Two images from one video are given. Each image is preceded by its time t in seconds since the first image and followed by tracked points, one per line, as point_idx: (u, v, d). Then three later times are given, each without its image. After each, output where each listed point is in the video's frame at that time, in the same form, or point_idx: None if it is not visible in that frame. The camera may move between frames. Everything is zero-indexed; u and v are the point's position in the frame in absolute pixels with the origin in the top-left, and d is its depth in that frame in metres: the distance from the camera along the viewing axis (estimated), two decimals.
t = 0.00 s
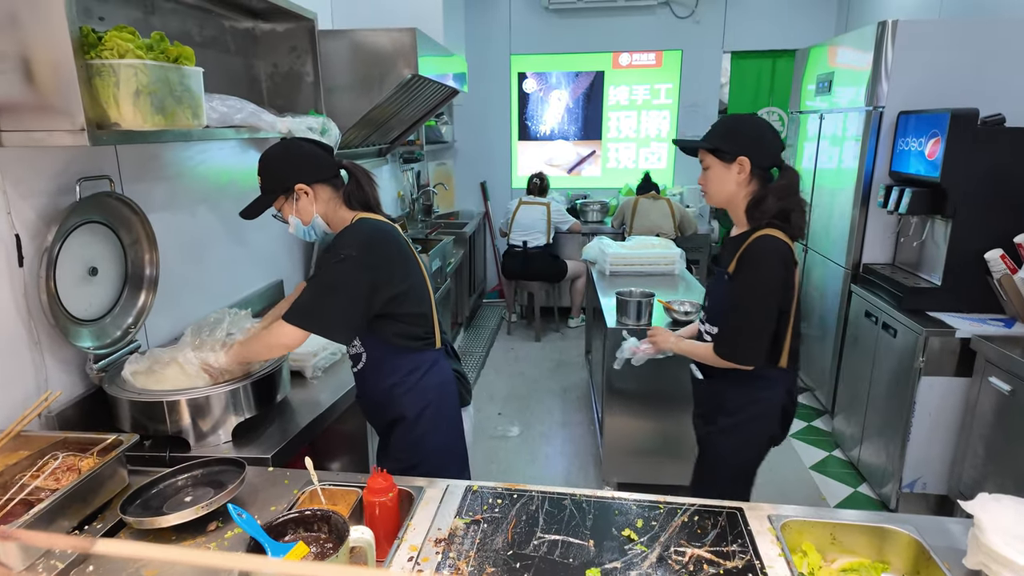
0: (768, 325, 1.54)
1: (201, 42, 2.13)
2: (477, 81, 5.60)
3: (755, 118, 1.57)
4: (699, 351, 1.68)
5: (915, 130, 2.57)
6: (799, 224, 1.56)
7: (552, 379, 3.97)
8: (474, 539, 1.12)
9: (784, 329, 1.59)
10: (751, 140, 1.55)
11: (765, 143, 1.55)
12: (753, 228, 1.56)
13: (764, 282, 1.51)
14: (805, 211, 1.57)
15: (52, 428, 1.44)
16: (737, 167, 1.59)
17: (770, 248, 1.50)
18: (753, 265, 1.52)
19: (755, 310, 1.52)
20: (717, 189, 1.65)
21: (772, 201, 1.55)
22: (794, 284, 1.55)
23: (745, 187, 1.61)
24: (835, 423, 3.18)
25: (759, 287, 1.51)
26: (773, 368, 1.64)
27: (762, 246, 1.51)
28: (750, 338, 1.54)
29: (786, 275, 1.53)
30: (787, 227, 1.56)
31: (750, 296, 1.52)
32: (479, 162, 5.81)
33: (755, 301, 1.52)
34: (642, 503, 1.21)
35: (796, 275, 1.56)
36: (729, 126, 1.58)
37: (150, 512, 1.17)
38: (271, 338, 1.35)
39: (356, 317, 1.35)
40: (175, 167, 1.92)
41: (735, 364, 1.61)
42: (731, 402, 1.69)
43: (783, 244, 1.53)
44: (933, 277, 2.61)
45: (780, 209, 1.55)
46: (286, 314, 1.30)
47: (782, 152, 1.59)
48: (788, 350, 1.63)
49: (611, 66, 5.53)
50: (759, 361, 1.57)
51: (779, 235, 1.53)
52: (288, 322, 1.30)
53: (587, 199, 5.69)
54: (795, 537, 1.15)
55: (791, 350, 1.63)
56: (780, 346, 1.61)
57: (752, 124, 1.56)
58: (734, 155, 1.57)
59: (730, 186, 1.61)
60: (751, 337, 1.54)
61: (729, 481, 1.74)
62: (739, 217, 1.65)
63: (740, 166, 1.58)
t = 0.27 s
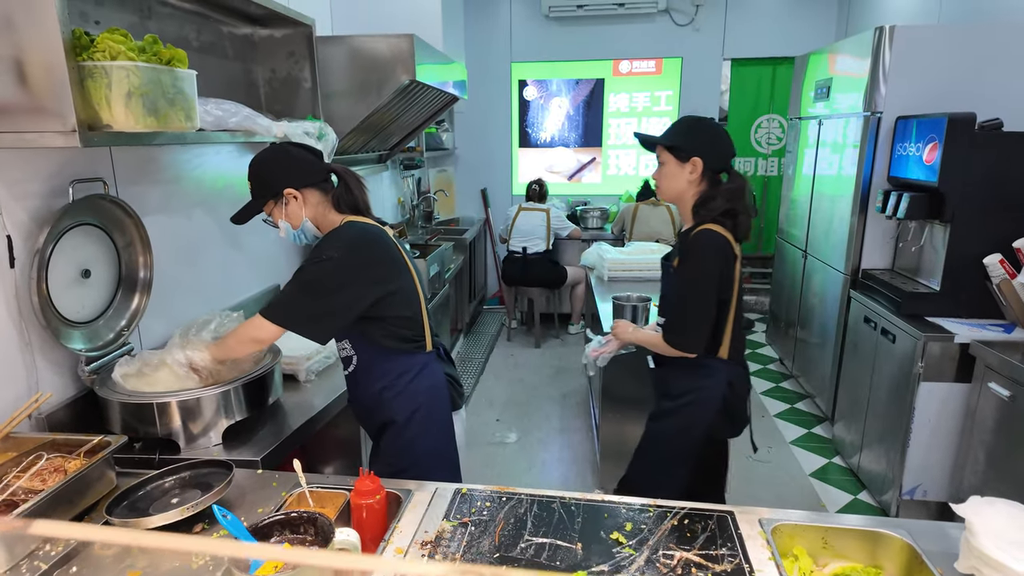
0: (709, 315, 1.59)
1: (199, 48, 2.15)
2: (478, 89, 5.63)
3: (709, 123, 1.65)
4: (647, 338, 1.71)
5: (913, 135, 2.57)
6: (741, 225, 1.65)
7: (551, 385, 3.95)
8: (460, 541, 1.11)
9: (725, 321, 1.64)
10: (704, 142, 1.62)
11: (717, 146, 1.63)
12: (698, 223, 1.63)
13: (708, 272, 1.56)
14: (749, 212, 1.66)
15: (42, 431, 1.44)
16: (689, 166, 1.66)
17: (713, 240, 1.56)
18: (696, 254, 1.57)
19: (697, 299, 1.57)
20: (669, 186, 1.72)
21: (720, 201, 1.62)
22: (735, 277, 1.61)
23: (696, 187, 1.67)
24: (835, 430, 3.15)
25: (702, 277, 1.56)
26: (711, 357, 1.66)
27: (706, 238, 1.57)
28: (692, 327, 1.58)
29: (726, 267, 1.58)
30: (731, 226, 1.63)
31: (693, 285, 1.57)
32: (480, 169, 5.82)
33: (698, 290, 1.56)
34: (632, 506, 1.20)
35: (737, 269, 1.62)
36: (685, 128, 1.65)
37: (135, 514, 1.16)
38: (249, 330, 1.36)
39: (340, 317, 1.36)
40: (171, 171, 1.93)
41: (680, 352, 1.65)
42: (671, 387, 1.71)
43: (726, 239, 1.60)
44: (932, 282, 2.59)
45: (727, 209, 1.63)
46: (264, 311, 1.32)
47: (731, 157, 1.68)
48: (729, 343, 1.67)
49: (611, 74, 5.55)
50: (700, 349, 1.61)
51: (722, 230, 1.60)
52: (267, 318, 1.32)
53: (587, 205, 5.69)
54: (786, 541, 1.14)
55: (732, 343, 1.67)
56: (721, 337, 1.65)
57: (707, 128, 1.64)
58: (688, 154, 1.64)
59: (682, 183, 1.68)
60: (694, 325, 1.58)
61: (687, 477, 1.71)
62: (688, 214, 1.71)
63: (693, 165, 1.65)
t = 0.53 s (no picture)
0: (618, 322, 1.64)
1: (192, 55, 2.19)
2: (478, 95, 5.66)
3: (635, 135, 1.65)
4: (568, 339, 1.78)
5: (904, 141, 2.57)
6: (663, 239, 1.66)
7: (547, 390, 3.96)
8: (431, 543, 1.12)
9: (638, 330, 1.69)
10: (626, 158, 1.64)
11: (638, 161, 1.65)
12: (619, 236, 1.67)
13: (618, 281, 1.62)
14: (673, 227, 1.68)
15: (30, 431, 1.47)
16: (614, 180, 1.68)
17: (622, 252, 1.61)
18: (608, 267, 1.63)
19: (606, 305, 1.63)
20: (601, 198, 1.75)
21: (641, 215, 1.65)
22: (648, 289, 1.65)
23: (621, 199, 1.70)
24: (830, 436, 3.14)
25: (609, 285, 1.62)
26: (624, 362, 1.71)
27: (621, 252, 1.62)
28: (601, 332, 1.65)
29: (640, 281, 1.63)
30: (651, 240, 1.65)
31: (603, 292, 1.63)
32: (481, 174, 5.85)
33: (605, 297, 1.63)
34: (603, 510, 1.21)
35: (651, 283, 1.65)
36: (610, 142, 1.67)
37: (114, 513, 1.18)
38: (227, 326, 1.39)
39: (319, 316, 1.39)
40: (164, 176, 1.96)
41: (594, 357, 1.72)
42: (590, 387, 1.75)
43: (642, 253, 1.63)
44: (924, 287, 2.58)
45: (647, 223, 1.65)
46: (242, 305, 1.35)
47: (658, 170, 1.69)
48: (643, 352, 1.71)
49: (610, 80, 5.58)
50: (612, 355, 1.68)
51: (639, 244, 1.64)
52: (247, 316, 1.35)
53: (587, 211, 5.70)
54: (755, 545, 1.15)
55: (648, 353, 1.71)
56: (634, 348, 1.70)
57: (630, 141, 1.65)
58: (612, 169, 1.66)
59: (608, 197, 1.70)
60: (602, 330, 1.64)
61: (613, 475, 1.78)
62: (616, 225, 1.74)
63: (616, 180, 1.67)
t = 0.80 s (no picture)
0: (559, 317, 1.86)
1: (207, 63, 2.25)
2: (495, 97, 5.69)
3: (571, 141, 1.83)
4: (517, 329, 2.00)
5: (920, 145, 2.52)
6: (600, 238, 1.87)
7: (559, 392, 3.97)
8: (421, 542, 1.15)
9: (578, 324, 1.91)
10: (565, 163, 1.83)
11: (576, 166, 1.83)
12: (563, 237, 1.87)
13: (558, 280, 1.83)
14: (609, 226, 1.88)
15: (47, 426, 1.53)
16: (555, 183, 1.88)
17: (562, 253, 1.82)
18: (551, 266, 1.84)
19: (547, 301, 1.84)
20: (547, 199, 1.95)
21: (580, 216, 1.86)
22: (587, 286, 1.86)
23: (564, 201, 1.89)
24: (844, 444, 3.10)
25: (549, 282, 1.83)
26: (567, 355, 1.96)
27: (562, 253, 1.83)
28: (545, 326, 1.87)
29: (579, 279, 1.85)
30: (589, 239, 1.86)
31: (545, 289, 1.84)
32: (498, 176, 5.88)
33: (546, 294, 1.84)
34: (593, 514, 1.22)
35: (588, 279, 1.86)
36: (549, 149, 1.85)
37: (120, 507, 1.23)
38: (229, 329, 1.45)
39: (317, 319, 1.44)
40: (180, 181, 2.03)
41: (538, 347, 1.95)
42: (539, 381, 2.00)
43: (581, 252, 1.84)
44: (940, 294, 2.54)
45: (586, 224, 1.86)
46: (244, 308, 1.41)
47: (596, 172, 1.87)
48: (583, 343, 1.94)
49: (628, 82, 5.57)
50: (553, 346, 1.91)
51: (578, 244, 1.85)
52: (248, 318, 1.40)
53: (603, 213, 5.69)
54: (743, 553, 1.15)
55: (588, 345, 1.95)
56: (573, 339, 1.93)
57: (568, 146, 1.83)
58: (553, 174, 1.85)
59: (551, 199, 1.90)
60: (546, 324, 1.86)
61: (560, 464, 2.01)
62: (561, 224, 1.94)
63: (556, 182, 1.87)
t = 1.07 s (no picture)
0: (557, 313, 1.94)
1: (243, 67, 2.33)
2: (527, 97, 5.70)
3: (546, 143, 1.92)
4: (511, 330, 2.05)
5: (961, 147, 2.43)
6: (585, 231, 1.97)
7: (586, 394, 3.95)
8: (433, 538, 1.17)
9: (575, 317, 2.00)
10: (545, 164, 1.91)
11: (555, 166, 1.92)
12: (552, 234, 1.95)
13: (550, 276, 1.90)
14: (593, 219, 1.98)
15: (87, 414, 1.61)
16: (536, 185, 1.96)
17: (555, 250, 1.89)
18: (544, 264, 1.91)
19: (545, 299, 1.91)
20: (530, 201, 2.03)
21: (565, 213, 1.95)
22: (580, 280, 1.95)
23: (548, 199, 1.98)
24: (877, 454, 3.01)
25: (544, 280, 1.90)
26: (568, 349, 2.04)
27: (553, 249, 1.90)
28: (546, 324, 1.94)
29: (571, 272, 1.93)
30: (576, 234, 1.95)
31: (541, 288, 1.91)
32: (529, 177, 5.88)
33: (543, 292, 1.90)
34: (605, 516, 1.22)
35: (581, 272, 1.95)
36: (526, 153, 1.93)
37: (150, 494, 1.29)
38: (252, 322, 1.49)
39: (337, 316, 1.47)
40: (215, 181, 2.10)
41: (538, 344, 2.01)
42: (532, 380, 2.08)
43: (572, 248, 1.93)
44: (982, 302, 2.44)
45: (573, 218, 1.95)
46: (269, 303, 1.45)
47: (572, 169, 1.97)
48: (581, 335, 2.03)
49: (662, 82, 5.51)
50: (553, 341, 1.98)
51: (567, 240, 1.93)
52: (270, 312, 1.45)
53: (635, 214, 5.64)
54: (755, 561, 1.14)
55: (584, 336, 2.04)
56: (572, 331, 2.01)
57: (545, 149, 1.91)
58: (532, 175, 1.93)
59: (535, 200, 1.99)
60: (546, 321, 1.93)
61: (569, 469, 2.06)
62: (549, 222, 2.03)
63: (538, 183, 1.95)
